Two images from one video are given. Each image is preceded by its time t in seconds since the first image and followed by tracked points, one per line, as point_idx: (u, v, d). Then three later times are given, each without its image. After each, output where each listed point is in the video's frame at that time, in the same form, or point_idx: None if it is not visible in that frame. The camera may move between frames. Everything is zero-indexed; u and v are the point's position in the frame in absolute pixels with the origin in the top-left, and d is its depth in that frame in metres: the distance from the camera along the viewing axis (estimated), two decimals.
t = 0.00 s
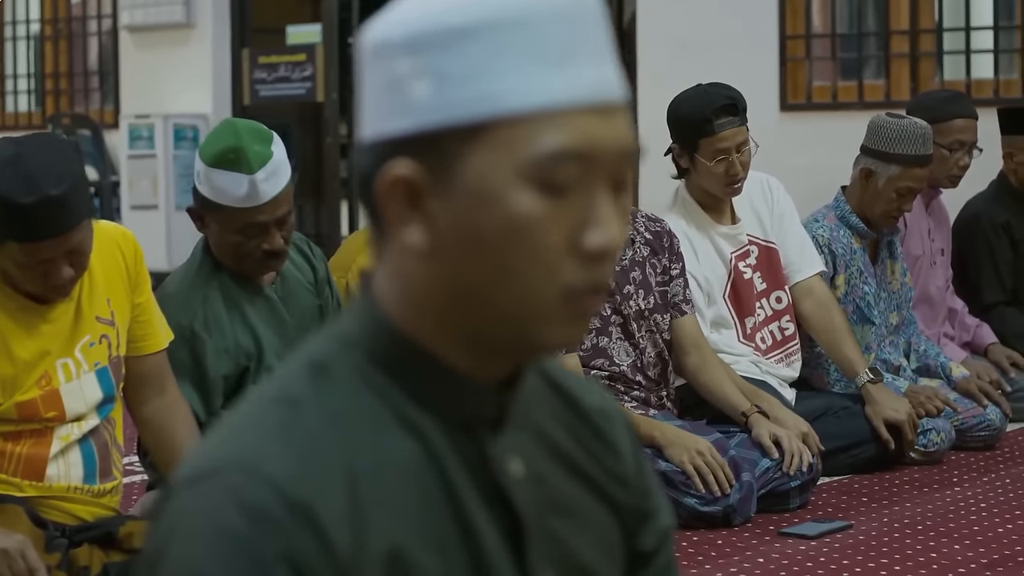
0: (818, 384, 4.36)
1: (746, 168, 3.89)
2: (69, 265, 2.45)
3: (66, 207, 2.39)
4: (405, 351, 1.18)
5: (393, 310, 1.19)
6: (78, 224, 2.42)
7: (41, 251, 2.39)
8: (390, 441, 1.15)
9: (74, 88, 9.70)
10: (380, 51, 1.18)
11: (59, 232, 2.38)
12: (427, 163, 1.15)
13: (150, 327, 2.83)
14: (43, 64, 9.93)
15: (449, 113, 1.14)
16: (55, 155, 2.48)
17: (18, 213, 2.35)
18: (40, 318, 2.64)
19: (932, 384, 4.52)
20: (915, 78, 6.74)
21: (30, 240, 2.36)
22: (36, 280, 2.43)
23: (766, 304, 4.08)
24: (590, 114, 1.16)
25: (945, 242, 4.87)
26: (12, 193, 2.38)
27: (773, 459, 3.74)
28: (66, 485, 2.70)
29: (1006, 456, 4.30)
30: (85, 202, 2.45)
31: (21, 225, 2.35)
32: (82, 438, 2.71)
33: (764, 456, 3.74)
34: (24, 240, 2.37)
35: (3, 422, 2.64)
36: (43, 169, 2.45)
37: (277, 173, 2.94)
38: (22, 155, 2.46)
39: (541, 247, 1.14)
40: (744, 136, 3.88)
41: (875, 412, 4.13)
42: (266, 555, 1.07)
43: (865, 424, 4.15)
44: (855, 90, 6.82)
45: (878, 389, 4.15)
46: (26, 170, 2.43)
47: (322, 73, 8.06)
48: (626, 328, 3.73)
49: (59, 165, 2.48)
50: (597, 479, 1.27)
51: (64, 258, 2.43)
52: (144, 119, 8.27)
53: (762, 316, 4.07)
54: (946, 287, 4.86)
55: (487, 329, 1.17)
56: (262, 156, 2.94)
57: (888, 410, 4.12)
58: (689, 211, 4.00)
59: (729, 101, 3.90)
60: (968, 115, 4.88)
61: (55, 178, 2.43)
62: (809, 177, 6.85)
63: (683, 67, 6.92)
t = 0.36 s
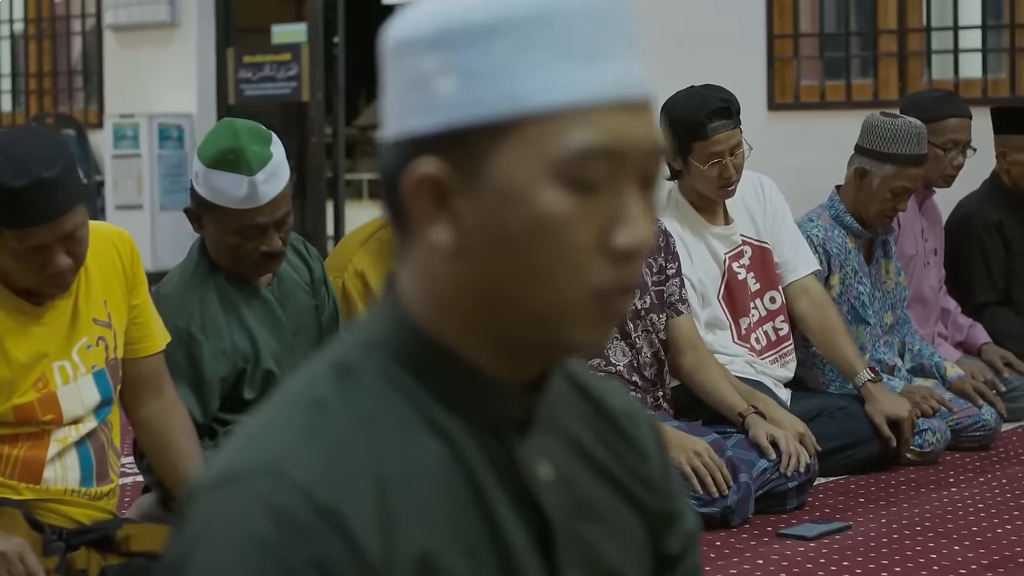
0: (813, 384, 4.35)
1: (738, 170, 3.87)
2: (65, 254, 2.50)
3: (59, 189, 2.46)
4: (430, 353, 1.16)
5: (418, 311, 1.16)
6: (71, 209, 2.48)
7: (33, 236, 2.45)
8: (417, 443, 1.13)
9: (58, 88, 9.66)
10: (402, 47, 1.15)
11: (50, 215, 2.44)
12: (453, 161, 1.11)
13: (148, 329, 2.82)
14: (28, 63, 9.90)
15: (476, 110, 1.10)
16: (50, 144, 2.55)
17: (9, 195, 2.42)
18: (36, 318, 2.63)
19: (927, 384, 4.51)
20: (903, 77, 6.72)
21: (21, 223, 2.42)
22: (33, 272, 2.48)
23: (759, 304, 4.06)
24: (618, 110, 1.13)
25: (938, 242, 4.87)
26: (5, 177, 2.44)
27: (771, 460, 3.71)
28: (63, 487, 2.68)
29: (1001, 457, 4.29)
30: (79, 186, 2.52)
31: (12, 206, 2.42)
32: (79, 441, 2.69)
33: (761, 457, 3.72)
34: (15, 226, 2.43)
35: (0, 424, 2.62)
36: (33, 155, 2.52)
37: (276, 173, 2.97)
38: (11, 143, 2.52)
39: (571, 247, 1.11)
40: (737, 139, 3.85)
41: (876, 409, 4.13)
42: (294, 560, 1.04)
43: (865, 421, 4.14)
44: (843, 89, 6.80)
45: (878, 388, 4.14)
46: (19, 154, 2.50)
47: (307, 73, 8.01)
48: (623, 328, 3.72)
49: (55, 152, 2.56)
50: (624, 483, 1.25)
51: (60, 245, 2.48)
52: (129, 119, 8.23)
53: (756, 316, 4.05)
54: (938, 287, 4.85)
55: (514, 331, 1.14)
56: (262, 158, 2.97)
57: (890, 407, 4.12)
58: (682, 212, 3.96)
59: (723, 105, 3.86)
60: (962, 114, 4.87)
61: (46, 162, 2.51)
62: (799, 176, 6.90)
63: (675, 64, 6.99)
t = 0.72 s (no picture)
0: (807, 383, 4.34)
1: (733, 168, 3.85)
2: (61, 247, 2.47)
3: (52, 178, 2.45)
4: (454, 354, 1.13)
5: (442, 311, 1.13)
6: (64, 198, 2.46)
7: (27, 226, 2.42)
8: (443, 447, 1.11)
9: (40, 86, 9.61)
10: (425, 43, 1.12)
11: (45, 203, 2.42)
12: (479, 160, 1.09)
13: (143, 329, 2.79)
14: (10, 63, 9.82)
15: (504, 106, 1.08)
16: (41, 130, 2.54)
17: (3, 182, 2.41)
18: (31, 316, 2.60)
19: (921, 382, 4.50)
20: (892, 76, 6.66)
21: (13, 209, 2.39)
22: (28, 266, 2.46)
23: (754, 304, 4.04)
24: (646, 107, 1.10)
25: (929, 240, 4.87)
26: None
27: (766, 460, 3.70)
28: (58, 489, 2.66)
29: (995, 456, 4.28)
30: (71, 176, 2.51)
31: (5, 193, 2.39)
32: (74, 442, 2.67)
33: (757, 456, 3.70)
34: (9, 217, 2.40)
35: None
36: (22, 146, 2.50)
37: (274, 175, 2.96)
38: None
39: (599, 247, 1.08)
40: (733, 136, 3.84)
41: (871, 409, 4.12)
42: (319, 567, 1.02)
43: (860, 421, 4.13)
44: (829, 87, 6.81)
45: (873, 387, 4.14)
46: (9, 144, 2.49)
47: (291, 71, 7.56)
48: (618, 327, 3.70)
49: (48, 141, 2.54)
50: (648, 486, 1.24)
51: (54, 235, 2.45)
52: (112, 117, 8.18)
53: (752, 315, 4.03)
54: (931, 286, 4.84)
55: (540, 334, 1.12)
56: (260, 158, 2.96)
57: (884, 408, 4.11)
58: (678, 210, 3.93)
59: (718, 103, 3.84)
60: (954, 112, 4.86)
61: (38, 151, 2.49)
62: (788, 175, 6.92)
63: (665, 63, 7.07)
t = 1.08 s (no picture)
0: (798, 382, 4.34)
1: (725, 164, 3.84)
2: (53, 249, 2.46)
3: (47, 181, 2.43)
4: (474, 357, 1.11)
5: (463, 312, 1.11)
6: (58, 201, 2.44)
7: (21, 230, 2.40)
8: (466, 453, 1.08)
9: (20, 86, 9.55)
10: (444, 40, 1.10)
11: (38, 206, 2.40)
12: (503, 158, 1.06)
13: (136, 328, 2.78)
14: None
15: (528, 102, 1.05)
16: (35, 132, 2.52)
17: None
18: (24, 315, 2.58)
19: (912, 381, 4.50)
20: (876, 74, 6.70)
21: (10, 213, 2.37)
22: (20, 267, 2.44)
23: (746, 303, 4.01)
24: (671, 103, 1.08)
25: (919, 239, 4.86)
26: None
27: (760, 460, 3.69)
28: (52, 490, 2.64)
29: (987, 455, 4.27)
30: (65, 180, 2.48)
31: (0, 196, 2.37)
32: (68, 443, 2.65)
33: (751, 456, 3.70)
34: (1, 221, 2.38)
35: None
36: (16, 146, 2.48)
37: (268, 173, 2.94)
38: None
39: (626, 247, 1.06)
40: (726, 135, 3.82)
41: (862, 408, 4.12)
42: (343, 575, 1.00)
43: (851, 420, 4.12)
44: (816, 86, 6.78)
45: (866, 388, 4.13)
46: (3, 144, 2.46)
47: (272, 68, 7.48)
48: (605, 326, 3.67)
49: (42, 141, 2.52)
50: (669, 490, 1.22)
51: (46, 239, 2.44)
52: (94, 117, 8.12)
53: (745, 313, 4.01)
54: (920, 284, 4.84)
55: (564, 336, 1.10)
56: (253, 155, 2.94)
57: (876, 407, 4.11)
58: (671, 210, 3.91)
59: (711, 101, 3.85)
60: (944, 111, 4.85)
61: (33, 153, 2.47)
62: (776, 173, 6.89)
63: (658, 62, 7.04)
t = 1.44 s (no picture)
0: (791, 382, 4.33)
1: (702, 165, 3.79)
2: (48, 251, 2.43)
3: (41, 183, 2.40)
4: (500, 359, 1.10)
5: (488, 312, 1.10)
6: (52, 203, 2.42)
7: (15, 232, 2.38)
8: (491, 458, 1.07)
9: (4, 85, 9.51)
10: (472, 37, 1.09)
11: (33, 208, 2.38)
12: (531, 157, 1.05)
13: (131, 329, 2.75)
14: None
15: (558, 100, 1.05)
16: (28, 132, 2.50)
17: None
18: (17, 317, 2.56)
19: (904, 382, 4.49)
20: (863, 74, 6.70)
21: (4, 215, 2.35)
22: (14, 269, 2.42)
23: (739, 302, 3.98)
24: (700, 100, 1.07)
25: (910, 238, 4.86)
26: None
27: (755, 460, 3.67)
28: (46, 493, 2.62)
29: (981, 455, 4.27)
30: (60, 181, 2.46)
31: None
32: (62, 445, 2.62)
33: (746, 456, 3.69)
34: None
35: None
36: (10, 147, 2.46)
37: (261, 171, 2.94)
38: None
39: (655, 246, 1.05)
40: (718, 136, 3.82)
41: (855, 408, 4.10)
42: None
43: (845, 420, 4.10)
44: (801, 86, 6.85)
45: (860, 388, 4.11)
46: None
47: (259, 67, 7.47)
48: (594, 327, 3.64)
49: (35, 142, 2.50)
50: (693, 495, 1.20)
51: (39, 241, 2.41)
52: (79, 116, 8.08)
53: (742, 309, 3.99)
54: (912, 284, 4.84)
55: (590, 336, 1.08)
56: (247, 153, 2.94)
57: (869, 407, 4.09)
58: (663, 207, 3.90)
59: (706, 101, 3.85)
60: (936, 110, 4.85)
61: (26, 155, 2.45)
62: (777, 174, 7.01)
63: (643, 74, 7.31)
